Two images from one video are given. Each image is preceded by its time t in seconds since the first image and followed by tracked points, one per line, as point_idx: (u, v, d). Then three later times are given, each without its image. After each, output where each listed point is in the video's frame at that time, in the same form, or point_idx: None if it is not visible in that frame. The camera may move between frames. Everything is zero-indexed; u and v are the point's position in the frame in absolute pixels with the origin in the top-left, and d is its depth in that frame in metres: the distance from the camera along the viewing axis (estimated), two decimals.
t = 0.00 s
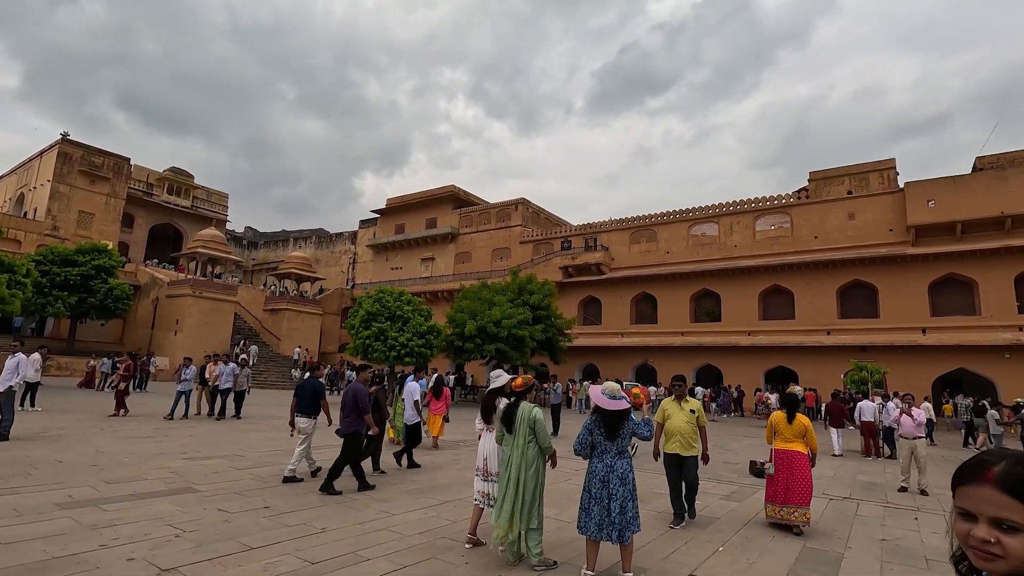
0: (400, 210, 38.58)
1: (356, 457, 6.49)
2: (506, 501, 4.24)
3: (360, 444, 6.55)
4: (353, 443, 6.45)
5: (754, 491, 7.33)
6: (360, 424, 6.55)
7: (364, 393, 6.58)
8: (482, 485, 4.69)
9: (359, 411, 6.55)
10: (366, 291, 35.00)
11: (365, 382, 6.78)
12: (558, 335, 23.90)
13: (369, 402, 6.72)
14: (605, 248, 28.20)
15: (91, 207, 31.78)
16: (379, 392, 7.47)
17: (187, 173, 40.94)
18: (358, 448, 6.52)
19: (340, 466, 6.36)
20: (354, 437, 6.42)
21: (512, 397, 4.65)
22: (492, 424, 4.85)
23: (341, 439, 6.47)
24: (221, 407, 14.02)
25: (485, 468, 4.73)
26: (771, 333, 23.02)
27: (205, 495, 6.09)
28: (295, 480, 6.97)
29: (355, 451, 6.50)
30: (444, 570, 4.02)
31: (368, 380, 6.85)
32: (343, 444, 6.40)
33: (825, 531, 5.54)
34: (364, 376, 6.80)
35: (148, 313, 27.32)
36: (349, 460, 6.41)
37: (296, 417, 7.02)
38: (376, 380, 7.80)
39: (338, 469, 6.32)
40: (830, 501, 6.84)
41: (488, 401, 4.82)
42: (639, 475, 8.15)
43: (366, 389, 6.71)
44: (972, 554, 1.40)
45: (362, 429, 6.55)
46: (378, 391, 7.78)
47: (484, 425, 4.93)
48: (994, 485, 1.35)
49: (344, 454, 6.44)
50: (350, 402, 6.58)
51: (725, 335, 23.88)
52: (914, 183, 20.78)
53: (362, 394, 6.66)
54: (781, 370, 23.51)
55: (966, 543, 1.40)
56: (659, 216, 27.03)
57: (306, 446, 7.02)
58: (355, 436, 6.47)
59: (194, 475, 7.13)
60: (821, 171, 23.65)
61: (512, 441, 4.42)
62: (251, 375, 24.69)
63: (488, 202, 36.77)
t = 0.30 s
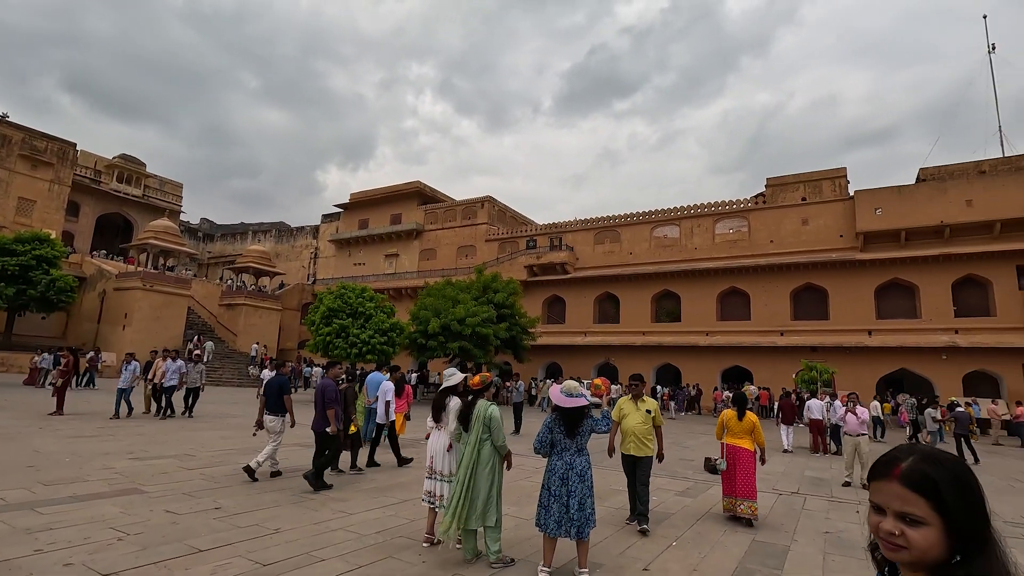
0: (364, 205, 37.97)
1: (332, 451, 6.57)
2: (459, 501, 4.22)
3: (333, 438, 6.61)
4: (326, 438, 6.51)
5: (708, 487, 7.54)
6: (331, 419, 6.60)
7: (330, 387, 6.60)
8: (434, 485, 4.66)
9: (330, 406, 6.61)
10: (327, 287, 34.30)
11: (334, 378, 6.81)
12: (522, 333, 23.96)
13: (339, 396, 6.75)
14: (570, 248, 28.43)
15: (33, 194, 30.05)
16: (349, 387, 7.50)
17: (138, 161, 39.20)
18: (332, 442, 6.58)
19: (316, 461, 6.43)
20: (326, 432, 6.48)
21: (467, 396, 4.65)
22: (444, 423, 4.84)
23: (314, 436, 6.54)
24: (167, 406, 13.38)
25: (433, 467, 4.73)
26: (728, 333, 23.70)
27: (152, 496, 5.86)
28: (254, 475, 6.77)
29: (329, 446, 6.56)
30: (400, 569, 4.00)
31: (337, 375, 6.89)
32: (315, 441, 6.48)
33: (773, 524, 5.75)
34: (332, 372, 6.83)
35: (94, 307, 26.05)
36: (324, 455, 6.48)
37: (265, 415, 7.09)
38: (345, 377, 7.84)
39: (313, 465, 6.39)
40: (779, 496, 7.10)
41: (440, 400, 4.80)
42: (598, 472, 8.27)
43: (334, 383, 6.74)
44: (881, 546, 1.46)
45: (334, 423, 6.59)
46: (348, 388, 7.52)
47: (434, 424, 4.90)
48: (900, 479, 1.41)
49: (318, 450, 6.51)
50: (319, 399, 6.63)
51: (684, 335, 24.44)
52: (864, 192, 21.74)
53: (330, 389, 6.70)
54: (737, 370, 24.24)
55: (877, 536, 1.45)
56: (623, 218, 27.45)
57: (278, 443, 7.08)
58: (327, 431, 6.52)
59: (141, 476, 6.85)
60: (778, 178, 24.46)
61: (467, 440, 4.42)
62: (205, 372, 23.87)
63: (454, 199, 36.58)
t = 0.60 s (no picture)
0: (326, 199, 37.19)
1: (295, 451, 6.46)
2: (414, 499, 4.21)
3: (298, 438, 6.48)
4: (290, 439, 6.38)
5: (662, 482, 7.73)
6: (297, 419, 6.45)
7: (299, 388, 6.43)
8: (383, 484, 4.60)
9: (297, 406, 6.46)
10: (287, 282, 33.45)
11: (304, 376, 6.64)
12: (485, 331, 23.91)
13: (308, 396, 6.58)
14: (535, 247, 28.55)
15: None
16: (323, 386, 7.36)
17: (85, 147, 37.30)
18: (296, 443, 6.46)
19: (276, 460, 6.33)
20: (290, 433, 6.34)
21: (425, 393, 4.64)
22: (393, 422, 4.78)
23: (279, 434, 6.42)
24: (106, 405, 12.73)
25: (380, 466, 4.68)
26: (687, 333, 24.26)
27: (93, 498, 5.61)
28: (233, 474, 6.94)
29: (292, 446, 6.44)
30: (351, 568, 3.94)
31: (307, 374, 6.70)
32: (279, 441, 6.34)
33: (723, 518, 5.94)
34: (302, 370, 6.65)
35: (34, 299, 24.67)
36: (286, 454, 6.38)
37: (229, 412, 7.01)
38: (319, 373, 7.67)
39: (274, 465, 6.29)
40: (729, 492, 7.34)
41: (390, 397, 4.77)
42: (556, 470, 8.36)
43: (304, 383, 6.59)
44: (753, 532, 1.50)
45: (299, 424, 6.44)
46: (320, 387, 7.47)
47: (384, 422, 4.85)
48: (758, 465, 1.48)
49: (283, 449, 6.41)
50: (287, 398, 6.48)
51: (645, 335, 24.89)
52: (817, 198, 22.59)
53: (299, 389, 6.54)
54: (695, 369, 24.87)
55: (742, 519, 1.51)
56: (587, 218, 27.74)
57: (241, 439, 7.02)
58: (291, 431, 6.38)
59: (81, 477, 6.55)
60: (736, 183, 25.17)
61: (421, 438, 4.40)
62: (155, 368, 22.93)
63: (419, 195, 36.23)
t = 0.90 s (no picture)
0: (277, 189, 36.00)
1: (255, 448, 6.36)
2: (358, 496, 4.18)
3: (260, 436, 6.37)
4: (253, 436, 6.26)
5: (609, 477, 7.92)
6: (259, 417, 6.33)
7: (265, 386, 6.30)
8: (320, 483, 4.42)
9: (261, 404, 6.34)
10: (234, 274, 32.22)
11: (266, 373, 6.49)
12: (440, 328, 23.74)
13: (272, 393, 6.48)
14: (492, 244, 28.53)
15: None
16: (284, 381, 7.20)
17: (12, 125, 34.74)
18: (258, 440, 6.36)
19: (234, 458, 6.20)
20: (253, 431, 6.22)
21: (370, 389, 4.56)
22: (332, 418, 4.61)
23: (239, 431, 6.26)
24: (29, 402, 11.92)
25: (316, 464, 4.47)
26: (638, 332, 24.81)
27: (11, 499, 5.27)
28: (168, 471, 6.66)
29: (254, 443, 6.33)
30: (289, 567, 3.87)
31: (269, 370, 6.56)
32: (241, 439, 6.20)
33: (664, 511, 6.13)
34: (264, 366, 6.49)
35: None
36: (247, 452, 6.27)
37: (185, 408, 6.81)
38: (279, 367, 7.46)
39: (233, 461, 6.20)
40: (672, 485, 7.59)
41: (330, 392, 4.64)
42: (506, 466, 8.42)
43: (268, 380, 6.47)
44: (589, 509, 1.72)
45: (263, 422, 6.34)
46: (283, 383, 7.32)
47: (322, 418, 4.67)
48: (588, 448, 1.76)
49: (243, 446, 6.29)
50: (251, 395, 6.34)
51: (598, 333, 25.31)
52: (763, 204, 23.53)
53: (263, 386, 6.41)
54: (645, 367, 25.51)
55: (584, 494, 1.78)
56: (544, 217, 27.95)
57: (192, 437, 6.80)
58: (256, 429, 6.27)
59: None
60: (689, 187, 25.92)
61: (365, 434, 4.36)
62: (87, 362, 21.63)
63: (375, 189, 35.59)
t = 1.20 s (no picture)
0: (232, 178, 34.77)
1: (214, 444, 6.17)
2: (310, 493, 4.12)
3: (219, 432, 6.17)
4: (212, 432, 6.07)
5: (564, 472, 8.03)
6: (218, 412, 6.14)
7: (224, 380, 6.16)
8: (264, 483, 4.29)
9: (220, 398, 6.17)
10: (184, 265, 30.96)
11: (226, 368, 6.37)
12: (400, 323, 23.47)
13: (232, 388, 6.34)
14: (454, 239, 28.37)
15: None
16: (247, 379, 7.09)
17: None
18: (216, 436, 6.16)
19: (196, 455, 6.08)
20: (213, 426, 6.03)
21: (326, 384, 4.48)
22: (277, 414, 4.50)
23: (198, 426, 6.05)
24: None
25: (261, 462, 4.36)
26: (597, 330, 25.20)
27: None
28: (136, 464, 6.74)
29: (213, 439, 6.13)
30: (233, 565, 3.78)
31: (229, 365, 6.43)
32: (199, 435, 6.00)
33: (616, 504, 6.28)
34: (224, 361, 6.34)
35: None
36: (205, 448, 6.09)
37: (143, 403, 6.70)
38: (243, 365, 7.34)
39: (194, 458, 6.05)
40: (625, 479, 7.77)
41: (275, 386, 4.50)
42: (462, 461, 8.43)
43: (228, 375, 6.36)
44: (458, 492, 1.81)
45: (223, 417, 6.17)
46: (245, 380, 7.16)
47: (266, 414, 4.55)
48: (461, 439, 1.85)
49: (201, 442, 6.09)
50: (211, 389, 6.19)
51: (558, 330, 25.57)
52: (718, 207, 24.22)
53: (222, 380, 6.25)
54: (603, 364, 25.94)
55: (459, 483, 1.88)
56: (507, 214, 27.98)
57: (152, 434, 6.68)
58: (215, 424, 6.08)
59: None
60: (649, 188, 26.45)
61: (320, 431, 4.29)
62: (21, 356, 20.40)
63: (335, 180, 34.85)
